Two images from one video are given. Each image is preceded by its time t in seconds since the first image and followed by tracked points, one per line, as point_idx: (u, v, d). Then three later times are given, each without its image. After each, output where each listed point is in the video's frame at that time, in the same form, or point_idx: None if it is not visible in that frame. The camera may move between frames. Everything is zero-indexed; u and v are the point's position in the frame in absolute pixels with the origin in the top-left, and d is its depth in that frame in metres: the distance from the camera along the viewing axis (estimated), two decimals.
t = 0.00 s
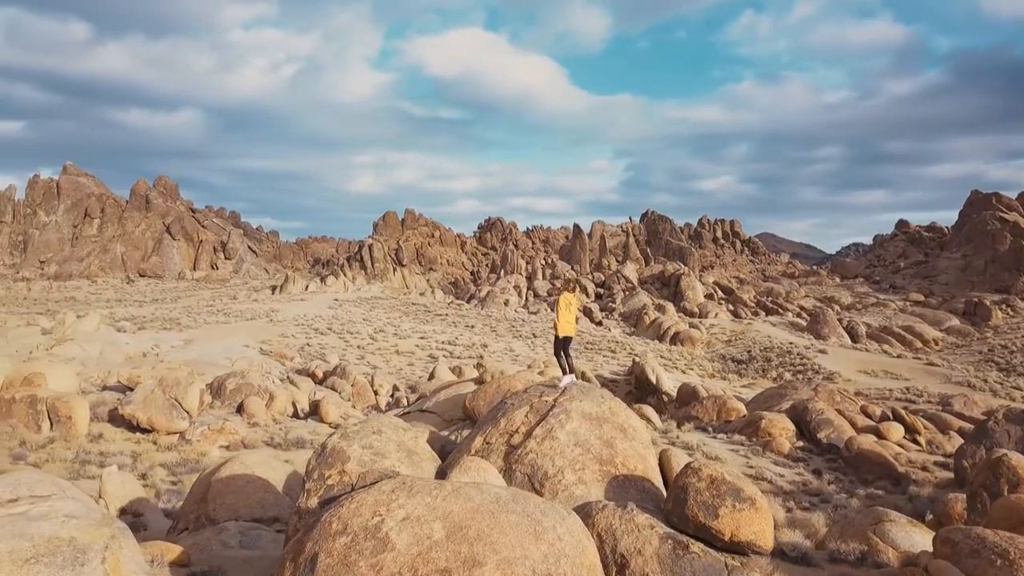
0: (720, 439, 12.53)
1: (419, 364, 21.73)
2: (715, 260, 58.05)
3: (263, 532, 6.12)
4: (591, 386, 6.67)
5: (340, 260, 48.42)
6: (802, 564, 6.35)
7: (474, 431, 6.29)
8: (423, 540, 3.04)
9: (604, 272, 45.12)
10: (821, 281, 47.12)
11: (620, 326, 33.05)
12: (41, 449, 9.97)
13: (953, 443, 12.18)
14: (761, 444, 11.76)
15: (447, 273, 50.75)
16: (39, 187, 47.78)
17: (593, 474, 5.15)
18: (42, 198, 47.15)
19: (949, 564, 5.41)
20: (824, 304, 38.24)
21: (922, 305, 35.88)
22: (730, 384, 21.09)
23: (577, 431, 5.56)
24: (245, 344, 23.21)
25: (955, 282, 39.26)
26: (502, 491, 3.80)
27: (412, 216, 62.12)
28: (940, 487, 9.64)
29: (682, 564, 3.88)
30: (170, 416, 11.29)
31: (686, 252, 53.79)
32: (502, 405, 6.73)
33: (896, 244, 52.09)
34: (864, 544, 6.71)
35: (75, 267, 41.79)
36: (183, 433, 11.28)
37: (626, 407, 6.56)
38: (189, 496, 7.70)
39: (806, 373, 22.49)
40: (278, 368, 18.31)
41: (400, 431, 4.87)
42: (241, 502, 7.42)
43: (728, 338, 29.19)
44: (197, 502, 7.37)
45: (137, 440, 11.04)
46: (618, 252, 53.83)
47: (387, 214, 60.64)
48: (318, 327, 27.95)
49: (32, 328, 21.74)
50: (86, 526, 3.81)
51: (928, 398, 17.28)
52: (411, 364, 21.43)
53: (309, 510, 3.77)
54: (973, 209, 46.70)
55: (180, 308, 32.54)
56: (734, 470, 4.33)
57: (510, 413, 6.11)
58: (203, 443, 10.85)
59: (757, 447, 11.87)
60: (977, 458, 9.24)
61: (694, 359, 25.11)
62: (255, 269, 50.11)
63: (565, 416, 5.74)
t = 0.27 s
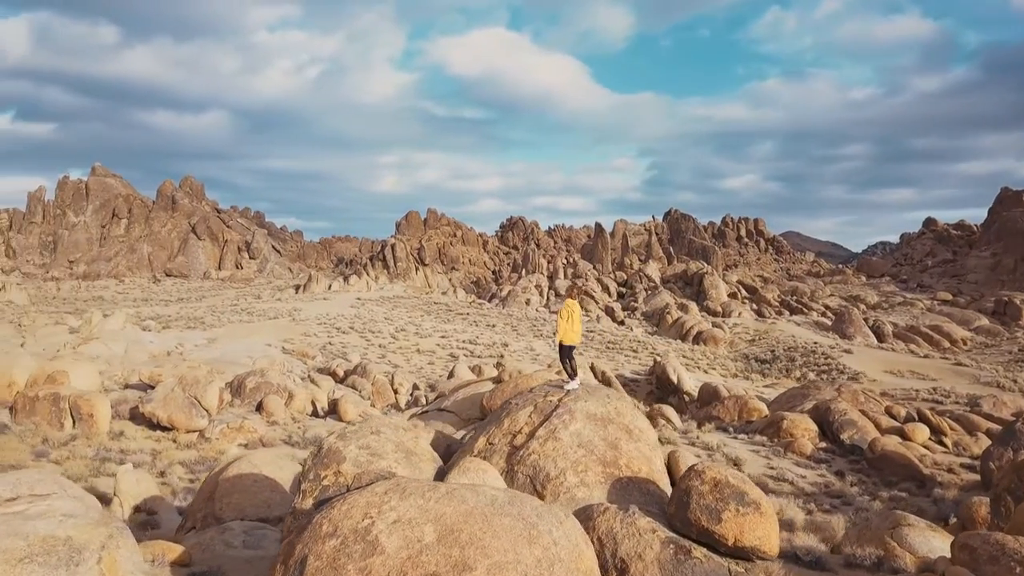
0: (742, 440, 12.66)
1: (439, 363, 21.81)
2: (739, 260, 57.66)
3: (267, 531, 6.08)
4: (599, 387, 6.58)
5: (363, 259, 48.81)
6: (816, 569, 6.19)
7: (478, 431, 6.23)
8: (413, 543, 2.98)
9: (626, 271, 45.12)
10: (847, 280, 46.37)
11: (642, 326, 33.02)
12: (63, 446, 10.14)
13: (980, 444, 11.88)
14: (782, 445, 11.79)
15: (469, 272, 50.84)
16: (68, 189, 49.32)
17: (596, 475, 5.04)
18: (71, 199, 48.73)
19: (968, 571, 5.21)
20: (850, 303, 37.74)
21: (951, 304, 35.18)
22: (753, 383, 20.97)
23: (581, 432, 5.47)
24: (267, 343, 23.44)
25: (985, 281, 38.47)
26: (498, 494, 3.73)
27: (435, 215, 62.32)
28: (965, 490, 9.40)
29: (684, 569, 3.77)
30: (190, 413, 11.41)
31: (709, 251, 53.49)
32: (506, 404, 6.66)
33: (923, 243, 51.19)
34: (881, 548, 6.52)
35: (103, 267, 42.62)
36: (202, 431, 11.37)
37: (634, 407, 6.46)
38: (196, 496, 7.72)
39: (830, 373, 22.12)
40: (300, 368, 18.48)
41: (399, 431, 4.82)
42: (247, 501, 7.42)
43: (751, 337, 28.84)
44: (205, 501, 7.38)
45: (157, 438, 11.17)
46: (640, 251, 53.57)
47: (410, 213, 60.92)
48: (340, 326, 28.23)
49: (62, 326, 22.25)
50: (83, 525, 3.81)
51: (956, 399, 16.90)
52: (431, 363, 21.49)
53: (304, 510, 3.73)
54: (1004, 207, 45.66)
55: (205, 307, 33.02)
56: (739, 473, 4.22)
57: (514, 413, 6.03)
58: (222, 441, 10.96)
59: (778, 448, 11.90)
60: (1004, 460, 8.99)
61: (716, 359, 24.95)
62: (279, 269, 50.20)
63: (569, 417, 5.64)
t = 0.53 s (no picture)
0: (762, 440, 12.66)
1: (458, 361, 21.89)
2: (762, 259, 57.25)
3: (268, 532, 6.05)
4: (607, 387, 6.50)
5: (384, 258, 49.18)
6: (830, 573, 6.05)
7: (479, 432, 6.15)
8: (401, 547, 2.93)
9: (647, 271, 45.06)
10: (871, 279, 45.72)
11: (664, 326, 32.96)
12: (82, 444, 10.29)
13: (1006, 446, 11.60)
14: (803, 446, 11.74)
15: (489, 272, 50.94)
16: (94, 190, 50.01)
17: (598, 477, 4.93)
18: (97, 201, 48.71)
19: None
20: (874, 302, 37.23)
21: (979, 303, 34.51)
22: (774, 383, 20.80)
23: (583, 432, 5.38)
24: (287, 342, 23.65)
25: (1014, 280, 37.71)
26: (491, 497, 3.67)
27: (456, 215, 62.57)
28: (990, 492, 9.16)
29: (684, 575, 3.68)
30: (207, 413, 11.50)
31: (731, 249, 53.11)
32: (507, 405, 6.57)
33: (950, 241, 50.32)
34: (896, 553, 6.35)
35: (129, 267, 43.36)
36: (220, 430, 11.45)
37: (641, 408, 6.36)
38: (201, 496, 7.74)
39: (853, 373, 21.77)
40: (320, 367, 18.67)
41: (397, 431, 4.77)
42: (251, 501, 7.44)
43: (773, 337, 28.57)
44: (210, 500, 7.39)
45: (176, 436, 11.28)
46: (661, 250, 53.29)
47: (431, 213, 61.25)
48: (360, 325, 28.46)
49: (87, 324, 22.72)
50: (78, 525, 3.81)
51: (983, 400, 16.54)
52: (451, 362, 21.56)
53: (295, 512, 3.69)
54: None
55: (228, 307, 33.43)
56: (742, 476, 4.11)
57: (516, 413, 5.96)
58: (239, 440, 11.03)
59: (799, 448, 11.86)
60: None
61: (738, 359, 24.73)
62: (302, 269, 51.43)
63: (571, 417, 5.55)
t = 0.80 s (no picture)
0: (784, 442, 12.45)
1: (480, 360, 21.89)
2: (788, 258, 56.50)
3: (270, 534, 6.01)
4: (615, 389, 6.37)
5: (409, 258, 49.54)
6: None
7: (480, 436, 6.05)
8: (385, 554, 2.87)
9: (672, 270, 44.94)
10: (900, 278, 44.80)
11: (690, 326, 32.76)
12: (104, 442, 10.48)
13: None
14: (828, 448, 11.56)
15: (512, 271, 50.91)
16: (125, 191, 50.97)
17: (598, 482, 4.81)
18: (127, 201, 50.33)
19: None
20: (904, 301, 36.49)
21: (1014, 303, 33.58)
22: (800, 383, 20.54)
23: (585, 435, 5.26)
24: (311, 341, 23.87)
25: None
26: (482, 502, 3.59)
27: (479, 215, 62.81)
28: (1020, 497, 8.85)
29: None
30: (227, 412, 11.60)
31: (756, 248, 52.50)
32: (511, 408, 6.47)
33: (983, 239, 49.09)
34: (914, 561, 6.12)
35: (157, 267, 44.21)
36: (239, 429, 11.52)
37: (649, 410, 6.22)
38: (207, 497, 7.74)
39: (881, 373, 21.31)
40: (343, 366, 18.82)
41: (394, 434, 4.72)
42: (257, 502, 7.44)
43: (800, 337, 28.18)
44: (216, 501, 7.38)
45: (196, 434, 11.40)
46: (686, 249, 52.84)
47: (455, 213, 61.54)
48: (384, 325, 28.67)
49: (117, 323, 23.24)
50: (72, 526, 3.81)
51: (1017, 402, 16.06)
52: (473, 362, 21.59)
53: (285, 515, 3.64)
54: None
55: (254, 306, 33.85)
56: (746, 482, 3.98)
57: (518, 415, 5.87)
58: (259, 438, 11.08)
59: (823, 450, 11.66)
60: None
61: (763, 359, 24.43)
62: (327, 268, 51.33)
63: (573, 420, 5.44)
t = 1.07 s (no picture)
0: (805, 443, 12.30)
1: (499, 360, 21.92)
2: (811, 257, 55.84)
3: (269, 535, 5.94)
4: (620, 390, 6.28)
5: (429, 258, 49.83)
6: None
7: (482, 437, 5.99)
8: (370, 560, 2.81)
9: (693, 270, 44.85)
10: (925, 277, 44.00)
11: (710, 326, 32.60)
12: (122, 441, 10.62)
13: None
14: (849, 449, 11.42)
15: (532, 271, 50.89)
16: (149, 191, 51.33)
17: (598, 486, 4.70)
18: (151, 202, 50.63)
19: None
20: (930, 301, 35.86)
21: None
22: (823, 384, 20.30)
23: (586, 438, 5.16)
24: (330, 340, 24.04)
25: None
26: (473, 507, 3.52)
27: (500, 214, 62.98)
28: None
29: None
30: (244, 411, 11.72)
31: (777, 247, 51.96)
32: (512, 408, 6.41)
33: (1013, 238, 48.03)
34: (929, 568, 5.89)
35: (181, 267, 44.89)
36: (256, 428, 11.63)
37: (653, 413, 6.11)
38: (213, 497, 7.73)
39: (905, 374, 20.91)
40: (362, 366, 18.94)
41: (390, 436, 4.67)
42: (260, 503, 7.42)
43: (822, 337, 27.86)
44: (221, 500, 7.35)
45: (213, 433, 11.50)
46: (708, 248, 52.44)
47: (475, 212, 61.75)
48: (403, 324, 28.88)
49: (139, 322, 23.55)
50: (66, 527, 3.81)
51: None
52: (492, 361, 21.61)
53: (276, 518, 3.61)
54: None
55: (275, 305, 34.16)
56: (748, 488, 3.87)
57: (520, 417, 5.79)
58: (275, 437, 11.13)
59: (844, 452, 11.51)
60: None
61: (784, 359, 24.19)
62: (349, 268, 52.19)
63: (574, 421, 5.35)
